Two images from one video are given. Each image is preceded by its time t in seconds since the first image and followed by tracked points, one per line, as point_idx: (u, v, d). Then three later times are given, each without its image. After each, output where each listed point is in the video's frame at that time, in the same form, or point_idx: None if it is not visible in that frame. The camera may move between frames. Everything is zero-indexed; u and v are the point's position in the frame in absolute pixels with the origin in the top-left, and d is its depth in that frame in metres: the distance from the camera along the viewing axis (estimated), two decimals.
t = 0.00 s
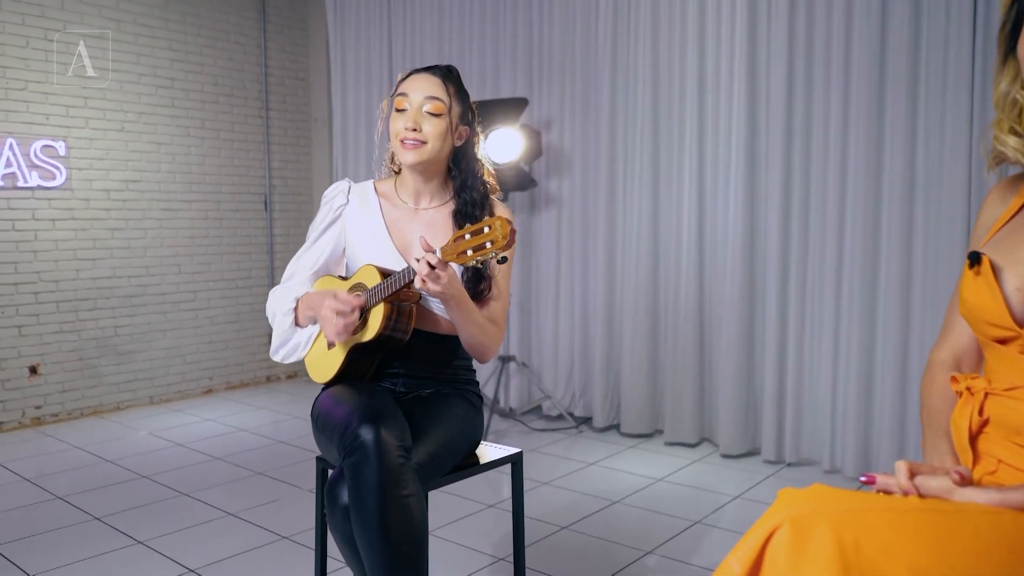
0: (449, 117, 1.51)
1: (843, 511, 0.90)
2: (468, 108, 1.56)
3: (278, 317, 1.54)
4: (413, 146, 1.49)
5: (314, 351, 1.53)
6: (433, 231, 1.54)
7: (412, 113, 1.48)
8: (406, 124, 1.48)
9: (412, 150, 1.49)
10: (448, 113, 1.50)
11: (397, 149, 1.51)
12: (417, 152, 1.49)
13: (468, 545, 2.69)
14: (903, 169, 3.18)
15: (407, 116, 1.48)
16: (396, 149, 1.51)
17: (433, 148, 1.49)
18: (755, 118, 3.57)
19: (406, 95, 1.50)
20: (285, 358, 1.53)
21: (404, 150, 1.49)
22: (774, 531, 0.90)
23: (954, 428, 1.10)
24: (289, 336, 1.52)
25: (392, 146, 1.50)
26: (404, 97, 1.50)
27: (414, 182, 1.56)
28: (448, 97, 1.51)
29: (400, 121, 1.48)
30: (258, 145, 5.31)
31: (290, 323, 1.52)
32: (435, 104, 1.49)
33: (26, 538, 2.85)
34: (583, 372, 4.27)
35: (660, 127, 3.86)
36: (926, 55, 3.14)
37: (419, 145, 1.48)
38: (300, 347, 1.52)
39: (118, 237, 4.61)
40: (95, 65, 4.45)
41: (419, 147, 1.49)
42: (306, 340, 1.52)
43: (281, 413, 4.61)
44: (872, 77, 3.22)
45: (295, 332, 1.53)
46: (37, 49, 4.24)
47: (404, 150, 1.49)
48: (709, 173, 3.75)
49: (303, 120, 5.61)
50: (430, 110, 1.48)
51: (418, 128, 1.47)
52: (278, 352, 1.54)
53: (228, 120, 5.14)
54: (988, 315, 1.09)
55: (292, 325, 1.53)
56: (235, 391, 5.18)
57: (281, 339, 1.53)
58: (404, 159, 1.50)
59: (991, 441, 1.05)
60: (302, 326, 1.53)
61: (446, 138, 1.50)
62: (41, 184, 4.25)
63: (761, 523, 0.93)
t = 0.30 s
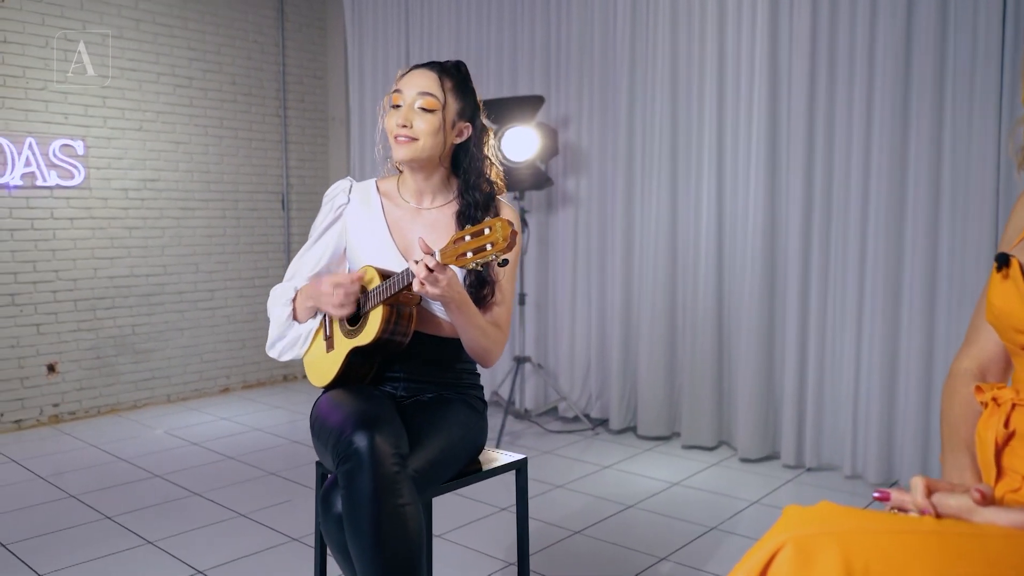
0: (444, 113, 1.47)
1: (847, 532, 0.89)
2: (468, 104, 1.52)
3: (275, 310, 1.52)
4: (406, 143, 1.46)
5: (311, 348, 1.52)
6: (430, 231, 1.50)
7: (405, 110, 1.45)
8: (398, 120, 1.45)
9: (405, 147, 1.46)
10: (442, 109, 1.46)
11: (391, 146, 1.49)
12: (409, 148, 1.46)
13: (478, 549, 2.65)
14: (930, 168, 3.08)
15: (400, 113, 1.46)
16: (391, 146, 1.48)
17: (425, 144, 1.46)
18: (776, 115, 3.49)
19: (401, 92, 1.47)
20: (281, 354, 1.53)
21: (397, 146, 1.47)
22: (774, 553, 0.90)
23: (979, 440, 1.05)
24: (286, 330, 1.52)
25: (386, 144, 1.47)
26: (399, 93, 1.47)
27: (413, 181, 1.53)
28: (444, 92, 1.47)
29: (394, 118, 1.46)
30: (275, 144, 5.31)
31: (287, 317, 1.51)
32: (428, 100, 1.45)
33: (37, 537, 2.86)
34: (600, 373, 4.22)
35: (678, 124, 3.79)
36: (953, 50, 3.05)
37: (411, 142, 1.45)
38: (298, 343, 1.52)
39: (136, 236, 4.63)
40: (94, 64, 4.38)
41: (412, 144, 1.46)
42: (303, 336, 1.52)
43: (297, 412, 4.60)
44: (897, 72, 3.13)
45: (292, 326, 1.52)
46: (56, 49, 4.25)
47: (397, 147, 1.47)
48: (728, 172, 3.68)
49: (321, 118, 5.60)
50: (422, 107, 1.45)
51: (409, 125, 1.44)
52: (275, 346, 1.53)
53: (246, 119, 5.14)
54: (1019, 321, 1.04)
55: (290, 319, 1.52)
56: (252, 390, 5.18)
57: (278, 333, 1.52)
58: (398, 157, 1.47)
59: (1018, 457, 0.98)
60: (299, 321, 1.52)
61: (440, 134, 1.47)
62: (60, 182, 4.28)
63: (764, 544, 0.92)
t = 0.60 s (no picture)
0: (444, 116, 1.42)
1: (843, 564, 0.85)
2: (467, 106, 1.47)
3: (267, 310, 1.47)
4: (405, 148, 1.40)
5: (304, 353, 1.47)
6: (429, 238, 1.46)
7: (404, 113, 1.40)
8: (397, 124, 1.39)
9: (404, 152, 1.40)
10: (442, 112, 1.41)
11: (389, 151, 1.43)
12: (409, 154, 1.40)
13: (483, 558, 2.60)
14: (950, 170, 3.01)
15: (398, 117, 1.40)
16: (388, 152, 1.42)
17: (425, 149, 1.40)
18: (792, 116, 3.43)
19: (398, 95, 1.42)
20: (271, 357, 1.48)
21: (396, 152, 1.41)
22: None
23: (982, 460, 0.99)
24: (277, 332, 1.47)
25: (384, 149, 1.41)
26: (397, 96, 1.42)
27: (410, 186, 1.48)
28: (442, 95, 1.42)
29: (392, 122, 1.40)
30: (288, 147, 5.31)
31: (279, 320, 1.46)
32: (427, 103, 1.40)
33: (42, 541, 2.84)
34: (612, 378, 4.16)
35: (692, 126, 3.73)
36: (974, 48, 2.97)
37: (411, 147, 1.39)
38: (290, 347, 1.47)
39: (148, 239, 4.64)
40: (94, 65, 4.34)
41: (411, 149, 1.40)
42: (294, 340, 1.47)
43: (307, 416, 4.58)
44: (916, 71, 3.05)
45: (283, 330, 1.47)
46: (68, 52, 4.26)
47: (396, 153, 1.41)
48: (742, 174, 3.62)
49: (333, 121, 5.60)
50: (422, 110, 1.40)
51: (409, 129, 1.38)
52: (265, 348, 1.48)
53: (258, 121, 5.14)
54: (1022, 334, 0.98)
55: (281, 322, 1.47)
56: (263, 393, 5.18)
57: (269, 335, 1.47)
58: (397, 162, 1.41)
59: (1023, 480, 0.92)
60: (292, 324, 1.47)
61: (440, 138, 1.41)
62: (72, 186, 4.28)
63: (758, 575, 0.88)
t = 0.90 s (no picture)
0: (439, 117, 1.38)
1: None
2: (460, 108, 1.44)
3: (255, 325, 1.45)
4: (399, 150, 1.36)
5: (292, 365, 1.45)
6: (421, 243, 1.42)
7: (398, 114, 1.35)
8: (391, 125, 1.34)
9: (398, 154, 1.36)
10: (437, 113, 1.37)
11: (382, 153, 1.38)
12: (403, 156, 1.36)
13: (486, 565, 2.56)
14: (967, 170, 2.93)
15: (392, 117, 1.35)
16: (381, 153, 1.38)
17: (420, 151, 1.36)
18: (805, 115, 3.36)
19: (392, 95, 1.37)
20: (261, 369, 1.46)
21: (390, 153, 1.36)
22: None
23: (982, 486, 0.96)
24: (265, 344, 1.45)
25: (377, 150, 1.37)
26: (390, 97, 1.37)
27: (402, 189, 1.44)
28: (438, 95, 1.39)
29: (386, 122, 1.35)
30: (298, 148, 5.30)
31: (267, 333, 1.44)
32: (422, 104, 1.36)
33: (46, 544, 2.84)
34: (622, 382, 4.11)
35: (703, 126, 3.67)
36: (992, 46, 2.90)
37: (406, 148, 1.35)
38: (278, 359, 1.45)
39: (158, 240, 4.64)
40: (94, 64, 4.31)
41: (405, 151, 1.36)
42: (283, 352, 1.45)
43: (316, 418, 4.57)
44: (933, 68, 2.98)
45: (271, 342, 1.45)
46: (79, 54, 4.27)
47: (389, 154, 1.36)
48: (754, 175, 3.56)
49: (344, 122, 5.58)
50: (417, 111, 1.35)
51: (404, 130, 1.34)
52: (253, 362, 1.46)
53: (269, 123, 5.13)
54: (1023, 352, 0.95)
55: (270, 334, 1.44)
56: (273, 395, 5.17)
57: (257, 348, 1.46)
58: (390, 164, 1.37)
59: None
60: (280, 336, 1.45)
61: (435, 140, 1.37)
62: (82, 187, 4.29)
63: None
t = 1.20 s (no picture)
0: (428, 116, 1.37)
1: None
2: (454, 105, 1.42)
3: (250, 332, 1.41)
4: (387, 150, 1.35)
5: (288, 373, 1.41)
6: (416, 244, 1.40)
7: (384, 114, 1.35)
8: (377, 126, 1.34)
9: (385, 154, 1.35)
10: (425, 112, 1.36)
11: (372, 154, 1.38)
12: (391, 156, 1.35)
13: (494, 567, 2.53)
14: (990, 167, 2.85)
15: (379, 118, 1.35)
16: (371, 154, 1.38)
17: (406, 151, 1.35)
18: (823, 111, 3.29)
19: (380, 95, 1.37)
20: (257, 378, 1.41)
21: (378, 154, 1.36)
22: None
23: (999, 508, 0.91)
24: (261, 352, 1.40)
25: (366, 151, 1.37)
26: (379, 97, 1.37)
27: (398, 190, 1.43)
28: (426, 94, 1.37)
29: (373, 123, 1.36)
30: (313, 146, 5.30)
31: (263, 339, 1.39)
32: (408, 103, 1.35)
33: (56, 542, 2.85)
34: (636, 383, 4.07)
35: (719, 123, 3.61)
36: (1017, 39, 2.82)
37: (392, 149, 1.35)
38: (273, 368, 1.40)
39: (173, 239, 4.66)
40: (95, 66, 4.27)
41: (393, 151, 1.35)
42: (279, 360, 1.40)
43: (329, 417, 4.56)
44: (955, 62, 2.90)
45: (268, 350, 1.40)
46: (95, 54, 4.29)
47: (377, 155, 1.36)
48: (771, 174, 3.49)
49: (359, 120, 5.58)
50: (402, 111, 1.35)
51: (389, 130, 1.33)
52: (250, 371, 1.41)
53: (284, 121, 5.14)
54: None
55: (265, 342, 1.40)
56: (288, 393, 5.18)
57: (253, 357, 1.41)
58: (379, 165, 1.36)
59: None
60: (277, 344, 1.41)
61: (423, 139, 1.36)
62: (98, 186, 4.32)
63: None
